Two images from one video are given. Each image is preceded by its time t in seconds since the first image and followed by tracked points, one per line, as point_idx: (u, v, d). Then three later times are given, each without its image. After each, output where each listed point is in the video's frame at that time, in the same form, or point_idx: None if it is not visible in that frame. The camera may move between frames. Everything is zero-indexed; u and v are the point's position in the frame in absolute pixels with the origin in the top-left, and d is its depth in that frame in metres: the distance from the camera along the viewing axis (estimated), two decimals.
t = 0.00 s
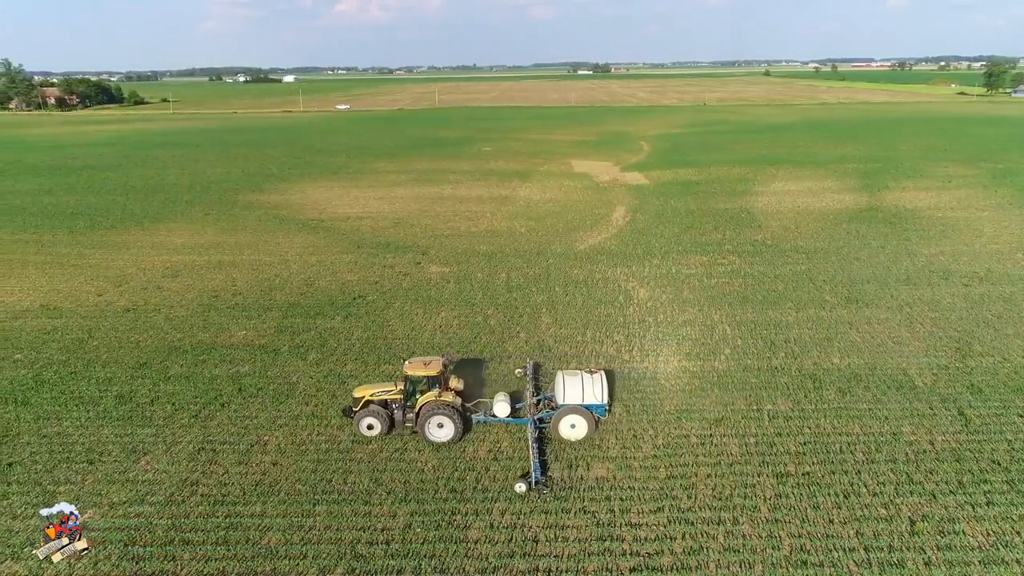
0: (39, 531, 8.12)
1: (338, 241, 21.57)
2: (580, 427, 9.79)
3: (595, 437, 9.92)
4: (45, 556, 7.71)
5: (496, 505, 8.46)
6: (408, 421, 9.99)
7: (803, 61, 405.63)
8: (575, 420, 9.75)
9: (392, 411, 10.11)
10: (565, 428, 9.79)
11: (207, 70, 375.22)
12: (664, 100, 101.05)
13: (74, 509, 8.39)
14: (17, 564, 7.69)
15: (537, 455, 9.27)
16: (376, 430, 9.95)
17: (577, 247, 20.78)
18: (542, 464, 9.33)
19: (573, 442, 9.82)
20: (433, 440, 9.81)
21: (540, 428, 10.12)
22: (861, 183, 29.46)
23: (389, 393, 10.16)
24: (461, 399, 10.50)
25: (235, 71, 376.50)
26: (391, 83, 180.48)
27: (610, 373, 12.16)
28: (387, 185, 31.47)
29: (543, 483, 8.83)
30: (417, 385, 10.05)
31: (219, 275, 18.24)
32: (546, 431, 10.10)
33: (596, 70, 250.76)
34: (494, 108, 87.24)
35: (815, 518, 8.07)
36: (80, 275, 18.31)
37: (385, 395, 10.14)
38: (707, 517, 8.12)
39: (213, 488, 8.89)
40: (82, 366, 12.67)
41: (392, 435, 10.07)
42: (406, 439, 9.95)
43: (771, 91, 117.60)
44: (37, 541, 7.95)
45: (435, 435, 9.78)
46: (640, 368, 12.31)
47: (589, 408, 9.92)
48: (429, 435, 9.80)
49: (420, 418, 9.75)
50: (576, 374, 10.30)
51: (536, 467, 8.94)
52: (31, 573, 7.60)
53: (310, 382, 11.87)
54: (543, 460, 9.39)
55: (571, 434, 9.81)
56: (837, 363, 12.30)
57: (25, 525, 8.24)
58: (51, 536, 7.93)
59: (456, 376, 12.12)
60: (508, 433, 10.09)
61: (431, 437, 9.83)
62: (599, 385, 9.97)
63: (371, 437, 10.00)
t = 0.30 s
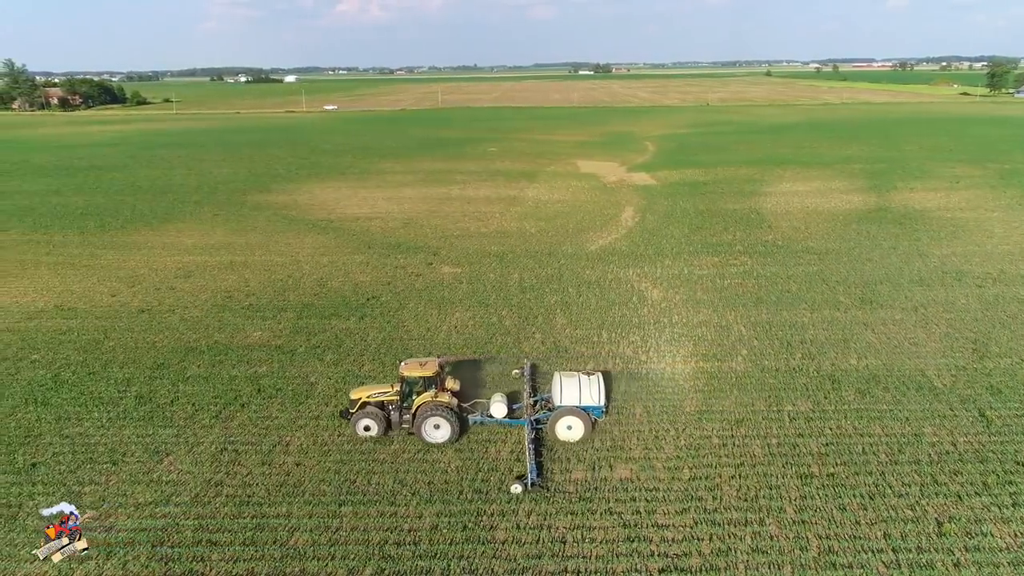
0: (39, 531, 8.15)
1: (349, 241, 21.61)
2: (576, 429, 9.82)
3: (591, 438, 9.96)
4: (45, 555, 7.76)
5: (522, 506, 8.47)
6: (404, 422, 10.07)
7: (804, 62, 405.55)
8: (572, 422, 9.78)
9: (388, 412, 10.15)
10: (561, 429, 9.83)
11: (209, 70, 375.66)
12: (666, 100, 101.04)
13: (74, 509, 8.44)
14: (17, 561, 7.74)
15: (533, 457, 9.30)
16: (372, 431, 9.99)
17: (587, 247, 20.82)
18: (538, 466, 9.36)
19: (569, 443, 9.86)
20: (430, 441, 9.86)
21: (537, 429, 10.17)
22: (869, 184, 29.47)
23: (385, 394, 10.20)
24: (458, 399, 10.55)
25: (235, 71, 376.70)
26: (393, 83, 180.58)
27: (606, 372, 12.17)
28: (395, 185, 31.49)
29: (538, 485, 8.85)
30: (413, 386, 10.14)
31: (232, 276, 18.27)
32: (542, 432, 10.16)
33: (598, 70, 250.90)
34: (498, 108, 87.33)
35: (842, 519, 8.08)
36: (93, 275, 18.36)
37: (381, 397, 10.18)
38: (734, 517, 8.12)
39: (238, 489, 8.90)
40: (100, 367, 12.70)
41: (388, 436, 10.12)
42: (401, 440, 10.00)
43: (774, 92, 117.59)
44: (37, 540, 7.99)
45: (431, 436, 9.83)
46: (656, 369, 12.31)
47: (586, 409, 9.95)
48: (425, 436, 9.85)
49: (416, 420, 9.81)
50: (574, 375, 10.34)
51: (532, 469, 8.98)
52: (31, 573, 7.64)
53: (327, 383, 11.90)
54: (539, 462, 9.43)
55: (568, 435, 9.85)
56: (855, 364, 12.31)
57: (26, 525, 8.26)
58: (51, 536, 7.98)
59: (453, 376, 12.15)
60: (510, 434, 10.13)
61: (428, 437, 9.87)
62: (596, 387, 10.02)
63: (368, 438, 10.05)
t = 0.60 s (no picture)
0: (39, 530, 8.19)
1: (359, 242, 21.65)
2: (573, 429, 9.81)
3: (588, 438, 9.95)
4: (45, 555, 7.83)
5: (547, 507, 8.47)
6: (402, 423, 10.09)
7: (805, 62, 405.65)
8: (569, 422, 9.78)
9: (386, 413, 10.19)
10: (558, 430, 9.84)
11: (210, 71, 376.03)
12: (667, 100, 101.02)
13: (74, 509, 8.44)
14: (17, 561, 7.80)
15: (530, 459, 9.29)
16: (369, 432, 10.02)
17: (598, 247, 20.84)
18: (535, 467, 9.37)
19: (566, 444, 9.85)
20: (426, 443, 9.84)
21: (534, 429, 10.13)
22: (877, 184, 29.47)
23: (382, 395, 10.23)
24: (454, 401, 10.57)
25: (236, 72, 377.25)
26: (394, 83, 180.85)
27: (602, 375, 12.15)
28: (402, 186, 31.52)
29: (536, 487, 8.87)
30: (411, 387, 10.38)
31: (244, 276, 18.29)
32: (539, 432, 10.12)
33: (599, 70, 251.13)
34: (502, 108, 87.47)
35: (869, 520, 8.09)
36: (107, 275, 18.42)
37: (378, 398, 10.20)
38: (760, 518, 8.13)
39: (262, 490, 8.91)
40: (119, 367, 12.71)
41: (385, 437, 10.14)
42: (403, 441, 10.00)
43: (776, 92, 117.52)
44: (37, 540, 8.04)
45: (428, 438, 9.80)
46: (672, 369, 12.33)
47: (582, 409, 9.96)
48: (422, 438, 9.84)
49: (413, 422, 9.84)
50: (569, 375, 10.31)
51: (529, 471, 8.98)
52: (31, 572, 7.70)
53: (345, 383, 11.94)
54: (536, 463, 9.42)
55: (565, 436, 9.84)
56: (873, 365, 12.31)
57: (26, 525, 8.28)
58: (51, 536, 8.03)
59: (450, 377, 12.17)
60: (508, 435, 10.16)
61: (424, 439, 9.86)
62: (592, 388, 10.01)
63: (365, 439, 10.08)
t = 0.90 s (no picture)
0: (39, 530, 8.20)
1: (370, 243, 21.60)
2: (570, 431, 9.81)
3: (586, 439, 9.95)
4: (45, 555, 7.79)
5: (574, 508, 8.47)
6: (399, 424, 10.12)
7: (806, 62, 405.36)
8: (565, 424, 9.77)
9: (383, 414, 10.20)
10: (555, 432, 9.83)
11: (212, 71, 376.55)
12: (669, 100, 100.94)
13: (74, 509, 8.50)
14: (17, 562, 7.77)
15: (526, 461, 9.29)
16: (366, 433, 10.03)
17: (609, 248, 20.80)
18: (532, 468, 9.37)
19: (564, 445, 9.84)
20: (423, 444, 9.83)
21: (532, 432, 10.17)
22: (886, 185, 29.41)
23: (379, 396, 10.22)
24: (452, 402, 10.56)
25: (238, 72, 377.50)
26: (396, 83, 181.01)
27: (601, 375, 12.20)
28: (410, 186, 31.54)
29: (532, 488, 8.86)
30: (408, 388, 10.37)
31: (256, 278, 18.24)
32: (536, 434, 10.14)
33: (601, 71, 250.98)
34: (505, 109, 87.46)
35: (896, 521, 8.10)
36: (119, 275, 18.45)
37: (375, 399, 10.20)
38: (787, 520, 8.14)
39: (286, 492, 8.90)
40: (136, 368, 12.71)
41: (382, 438, 10.18)
42: (408, 442, 9.99)
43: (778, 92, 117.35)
44: (38, 540, 8.03)
45: (424, 439, 9.80)
46: (690, 370, 12.31)
47: (580, 411, 9.91)
48: (419, 439, 9.82)
49: (410, 422, 9.83)
50: (567, 378, 10.27)
51: (525, 472, 8.99)
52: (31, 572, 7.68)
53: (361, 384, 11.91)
54: (534, 464, 9.42)
55: (562, 438, 9.83)
56: (891, 365, 12.28)
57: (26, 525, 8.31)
58: (51, 536, 8.03)
59: (448, 378, 12.16)
60: (506, 436, 10.16)
61: (421, 440, 9.84)
62: (589, 390, 9.96)
63: (362, 440, 10.06)
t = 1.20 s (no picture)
0: (39, 530, 8.25)
1: (380, 243, 21.57)
2: (568, 431, 9.84)
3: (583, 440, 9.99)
4: (45, 556, 7.84)
5: (601, 509, 8.47)
6: (396, 425, 10.13)
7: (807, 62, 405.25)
8: (562, 424, 9.81)
9: (381, 415, 10.17)
10: (552, 432, 9.87)
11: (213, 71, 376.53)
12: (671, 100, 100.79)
13: (74, 509, 8.52)
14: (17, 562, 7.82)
15: (523, 461, 9.32)
16: (364, 434, 10.04)
17: (620, 249, 20.78)
18: (529, 469, 9.38)
19: (560, 445, 9.87)
20: (420, 444, 9.87)
21: (528, 433, 10.17)
22: (894, 185, 29.38)
23: (377, 396, 10.19)
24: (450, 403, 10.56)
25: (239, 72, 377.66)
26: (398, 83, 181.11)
27: (597, 375, 12.26)
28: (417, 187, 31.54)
29: (528, 489, 8.86)
30: (406, 390, 10.27)
31: (269, 279, 18.22)
32: (533, 435, 10.15)
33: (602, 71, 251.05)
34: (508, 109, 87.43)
35: (923, 522, 8.10)
36: (132, 276, 18.43)
37: (372, 399, 10.17)
38: (815, 521, 8.14)
39: (311, 492, 8.90)
40: (154, 369, 12.71)
41: (380, 439, 10.19)
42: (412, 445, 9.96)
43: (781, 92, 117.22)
44: (37, 540, 8.08)
45: (421, 439, 9.83)
46: (709, 371, 12.29)
47: (577, 411, 10.00)
48: (416, 439, 9.86)
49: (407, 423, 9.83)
50: (563, 378, 10.35)
51: (523, 473, 8.99)
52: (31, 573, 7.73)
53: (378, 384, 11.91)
54: (531, 465, 9.44)
55: (559, 438, 9.86)
56: (909, 366, 12.27)
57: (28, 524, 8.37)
58: (51, 536, 8.07)
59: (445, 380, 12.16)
60: (503, 437, 10.17)
61: (418, 441, 9.88)
62: (587, 390, 10.05)
63: (359, 440, 10.09)
